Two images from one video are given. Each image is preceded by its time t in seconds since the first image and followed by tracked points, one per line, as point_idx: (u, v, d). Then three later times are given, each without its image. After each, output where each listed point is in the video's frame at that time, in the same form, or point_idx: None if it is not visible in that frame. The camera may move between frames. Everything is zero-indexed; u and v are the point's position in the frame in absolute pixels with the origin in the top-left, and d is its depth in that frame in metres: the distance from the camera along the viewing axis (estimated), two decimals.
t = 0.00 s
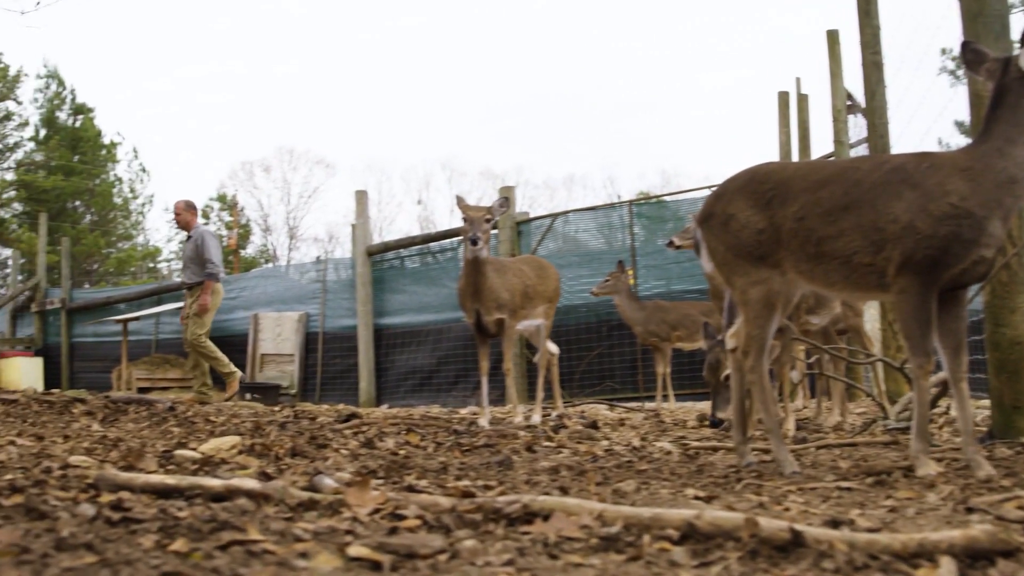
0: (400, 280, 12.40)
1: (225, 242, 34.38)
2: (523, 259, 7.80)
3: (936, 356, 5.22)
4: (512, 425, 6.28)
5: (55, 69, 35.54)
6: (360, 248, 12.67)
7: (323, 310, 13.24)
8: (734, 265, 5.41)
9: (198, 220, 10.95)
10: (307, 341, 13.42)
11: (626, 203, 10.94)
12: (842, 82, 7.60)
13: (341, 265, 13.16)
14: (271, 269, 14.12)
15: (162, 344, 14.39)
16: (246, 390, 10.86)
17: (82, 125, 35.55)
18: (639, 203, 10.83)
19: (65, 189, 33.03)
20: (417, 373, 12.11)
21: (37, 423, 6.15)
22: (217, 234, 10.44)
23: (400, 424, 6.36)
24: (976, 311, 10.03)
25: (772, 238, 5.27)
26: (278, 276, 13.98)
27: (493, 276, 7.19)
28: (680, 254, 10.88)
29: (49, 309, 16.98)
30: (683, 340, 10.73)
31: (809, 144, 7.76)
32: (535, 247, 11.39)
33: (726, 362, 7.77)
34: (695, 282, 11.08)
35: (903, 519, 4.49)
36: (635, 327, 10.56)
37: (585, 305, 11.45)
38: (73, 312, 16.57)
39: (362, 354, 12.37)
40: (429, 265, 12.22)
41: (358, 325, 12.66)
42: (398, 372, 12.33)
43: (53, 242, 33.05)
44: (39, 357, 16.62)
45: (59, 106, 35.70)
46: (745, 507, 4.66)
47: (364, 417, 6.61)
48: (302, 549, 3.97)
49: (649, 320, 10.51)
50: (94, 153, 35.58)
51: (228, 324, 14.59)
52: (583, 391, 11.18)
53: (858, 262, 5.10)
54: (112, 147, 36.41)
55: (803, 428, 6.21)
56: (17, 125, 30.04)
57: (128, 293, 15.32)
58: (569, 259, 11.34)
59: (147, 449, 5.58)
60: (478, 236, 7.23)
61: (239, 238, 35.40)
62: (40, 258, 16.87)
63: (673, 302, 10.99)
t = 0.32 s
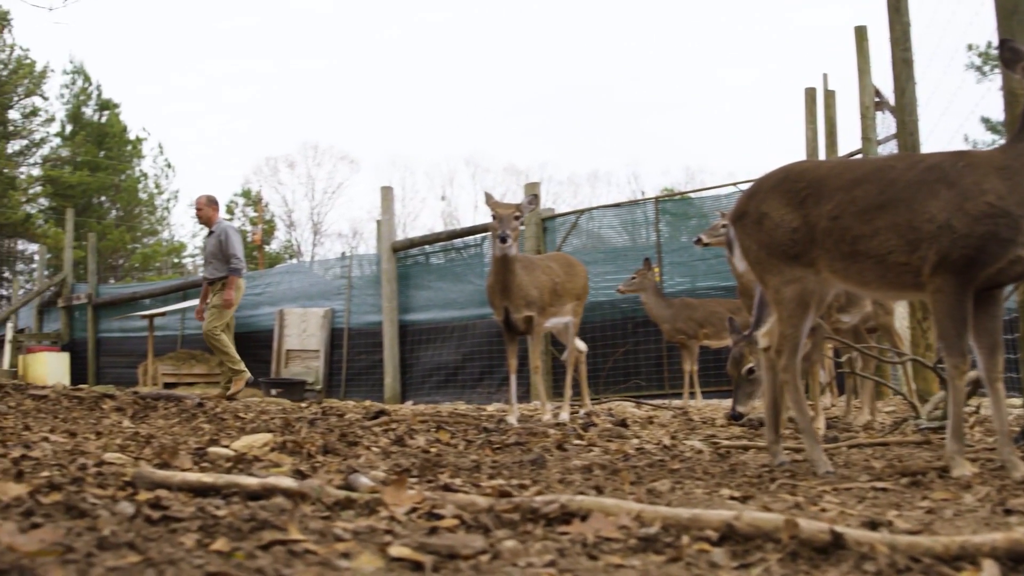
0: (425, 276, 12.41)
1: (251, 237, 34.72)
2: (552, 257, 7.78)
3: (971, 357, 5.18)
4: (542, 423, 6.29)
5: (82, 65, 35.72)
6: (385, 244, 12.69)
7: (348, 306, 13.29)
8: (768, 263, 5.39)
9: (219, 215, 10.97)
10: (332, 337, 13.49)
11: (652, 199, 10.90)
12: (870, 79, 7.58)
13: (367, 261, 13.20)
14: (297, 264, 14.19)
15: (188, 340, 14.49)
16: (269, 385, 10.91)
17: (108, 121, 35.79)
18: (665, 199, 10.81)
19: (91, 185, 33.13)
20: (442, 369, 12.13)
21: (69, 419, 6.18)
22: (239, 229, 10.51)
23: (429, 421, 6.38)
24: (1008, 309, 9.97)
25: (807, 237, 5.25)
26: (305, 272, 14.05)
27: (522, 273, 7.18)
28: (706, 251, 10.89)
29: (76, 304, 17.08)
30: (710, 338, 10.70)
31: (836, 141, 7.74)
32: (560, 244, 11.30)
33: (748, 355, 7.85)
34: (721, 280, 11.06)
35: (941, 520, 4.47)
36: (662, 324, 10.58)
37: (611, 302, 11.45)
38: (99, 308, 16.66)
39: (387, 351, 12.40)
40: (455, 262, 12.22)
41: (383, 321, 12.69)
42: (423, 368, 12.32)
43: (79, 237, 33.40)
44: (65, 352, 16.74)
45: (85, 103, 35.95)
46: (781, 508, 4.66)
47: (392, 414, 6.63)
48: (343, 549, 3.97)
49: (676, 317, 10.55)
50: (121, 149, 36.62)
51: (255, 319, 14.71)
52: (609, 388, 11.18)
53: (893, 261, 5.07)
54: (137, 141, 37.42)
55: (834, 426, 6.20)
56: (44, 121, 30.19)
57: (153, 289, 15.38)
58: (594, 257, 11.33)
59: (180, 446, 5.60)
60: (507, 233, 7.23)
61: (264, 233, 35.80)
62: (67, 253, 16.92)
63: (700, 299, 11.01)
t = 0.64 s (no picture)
0: (454, 275, 12.44)
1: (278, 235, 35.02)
2: (585, 256, 7.75)
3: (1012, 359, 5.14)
4: (576, 423, 6.30)
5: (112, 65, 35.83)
6: (414, 243, 12.73)
7: (378, 304, 13.33)
8: (806, 265, 5.36)
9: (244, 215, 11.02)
10: (362, 336, 13.55)
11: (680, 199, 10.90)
12: (902, 77, 7.54)
13: (398, 260, 13.25)
14: (327, 263, 14.25)
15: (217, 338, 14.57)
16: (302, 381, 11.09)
17: (138, 120, 35.90)
18: (696, 199, 10.80)
19: (121, 183, 33.28)
20: (471, 368, 12.14)
21: (106, 419, 6.20)
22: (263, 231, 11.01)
23: (463, 421, 6.39)
24: None
25: (846, 238, 5.22)
26: (334, 270, 14.10)
27: (556, 273, 7.16)
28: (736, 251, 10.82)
29: (106, 302, 17.09)
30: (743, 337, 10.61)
31: (867, 139, 7.71)
32: (590, 243, 11.39)
33: (777, 350, 7.61)
34: (751, 279, 11.02)
35: (986, 524, 4.43)
36: (694, 323, 10.55)
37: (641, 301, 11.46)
38: (129, 306, 16.75)
39: (417, 350, 12.45)
40: (485, 261, 12.21)
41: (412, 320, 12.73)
42: (453, 367, 12.35)
43: (111, 237, 33.60)
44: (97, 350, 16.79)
45: (115, 102, 36.12)
46: (822, 510, 4.64)
47: (425, 414, 6.64)
48: (390, 552, 3.98)
49: (707, 317, 10.52)
50: (150, 148, 36.60)
51: (285, 318, 14.75)
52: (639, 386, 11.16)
53: (933, 262, 5.04)
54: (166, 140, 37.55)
55: (869, 428, 6.19)
56: (75, 120, 30.30)
57: (183, 288, 15.42)
58: (624, 256, 11.36)
59: (219, 447, 5.62)
60: (541, 233, 7.22)
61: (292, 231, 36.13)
62: (98, 250, 16.83)
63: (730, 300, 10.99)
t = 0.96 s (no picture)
0: (481, 270, 12.45)
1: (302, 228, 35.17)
2: (614, 251, 7.73)
3: None
4: (606, 420, 6.31)
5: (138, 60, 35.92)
6: (441, 237, 12.76)
7: (405, 299, 13.37)
8: (844, 263, 5.33)
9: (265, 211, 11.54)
10: (388, 330, 13.60)
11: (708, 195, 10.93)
12: (932, 72, 7.49)
13: (426, 255, 13.28)
14: (354, 257, 14.28)
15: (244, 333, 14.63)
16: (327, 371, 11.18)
17: (165, 115, 35.84)
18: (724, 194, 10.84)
19: (148, 178, 33.41)
20: (498, 363, 12.15)
21: (139, 414, 6.23)
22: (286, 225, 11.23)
23: (494, 418, 6.41)
24: None
25: (884, 236, 5.19)
26: (361, 265, 14.13)
27: (587, 270, 7.15)
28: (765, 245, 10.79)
29: (134, 296, 17.19)
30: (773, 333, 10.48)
31: (896, 134, 7.66)
32: (616, 239, 11.46)
33: (803, 344, 7.16)
34: (781, 274, 10.92)
35: None
36: (723, 319, 10.48)
37: (668, 297, 11.47)
38: (157, 300, 16.85)
39: (444, 345, 12.47)
40: (512, 255, 12.22)
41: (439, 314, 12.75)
42: (480, 362, 12.37)
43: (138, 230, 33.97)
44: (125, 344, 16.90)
45: (142, 96, 36.04)
46: (862, 510, 4.62)
47: (456, 410, 6.67)
48: (434, 552, 3.99)
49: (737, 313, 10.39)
50: (177, 141, 36.24)
51: (311, 312, 14.80)
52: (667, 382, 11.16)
53: (972, 261, 4.99)
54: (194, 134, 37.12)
55: (902, 425, 6.16)
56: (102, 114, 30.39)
57: (211, 281, 15.50)
58: (651, 251, 11.40)
59: (253, 443, 5.64)
60: (572, 230, 7.20)
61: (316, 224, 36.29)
62: (126, 245, 16.88)
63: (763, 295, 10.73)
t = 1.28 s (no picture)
0: (507, 270, 12.47)
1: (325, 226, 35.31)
2: (643, 252, 7.72)
3: None
4: (635, 421, 6.31)
5: (165, 60, 36.26)
6: (467, 237, 12.78)
7: (431, 299, 13.41)
8: (877, 266, 5.30)
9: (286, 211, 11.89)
10: (414, 330, 13.64)
11: (735, 195, 10.90)
12: (962, 71, 7.45)
13: (451, 254, 13.31)
14: (379, 257, 14.33)
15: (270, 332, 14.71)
16: (351, 374, 11.19)
17: (191, 114, 36.23)
18: (751, 194, 10.83)
19: (174, 177, 33.77)
20: (524, 362, 12.15)
21: (169, 414, 6.25)
22: (307, 228, 11.33)
23: (522, 419, 6.42)
24: None
25: (918, 238, 5.16)
26: (387, 264, 14.18)
27: (616, 271, 7.15)
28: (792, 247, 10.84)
29: (160, 295, 17.29)
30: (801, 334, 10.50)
31: (924, 134, 7.63)
32: (642, 239, 11.45)
33: (830, 342, 6.98)
34: (806, 275, 10.99)
35: None
36: (750, 321, 10.46)
37: (693, 297, 11.47)
38: (184, 299, 16.96)
39: (470, 344, 12.49)
40: (537, 255, 12.24)
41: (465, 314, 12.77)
42: (505, 361, 12.37)
43: (163, 229, 34.30)
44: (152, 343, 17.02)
45: (168, 95, 36.24)
46: (898, 514, 4.59)
47: (484, 411, 6.69)
48: (473, 557, 3.99)
49: (765, 314, 10.44)
50: (202, 141, 36.67)
51: (336, 312, 14.87)
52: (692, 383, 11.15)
53: (1008, 264, 4.98)
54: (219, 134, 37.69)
55: (933, 428, 6.15)
56: (129, 113, 30.69)
57: (237, 281, 15.57)
58: (677, 251, 11.41)
59: (285, 444, 5.67)
60: (602, 231, 7.18)
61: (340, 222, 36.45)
62: (151, 245, 16.93)
63: (789, 296, 10.84)
